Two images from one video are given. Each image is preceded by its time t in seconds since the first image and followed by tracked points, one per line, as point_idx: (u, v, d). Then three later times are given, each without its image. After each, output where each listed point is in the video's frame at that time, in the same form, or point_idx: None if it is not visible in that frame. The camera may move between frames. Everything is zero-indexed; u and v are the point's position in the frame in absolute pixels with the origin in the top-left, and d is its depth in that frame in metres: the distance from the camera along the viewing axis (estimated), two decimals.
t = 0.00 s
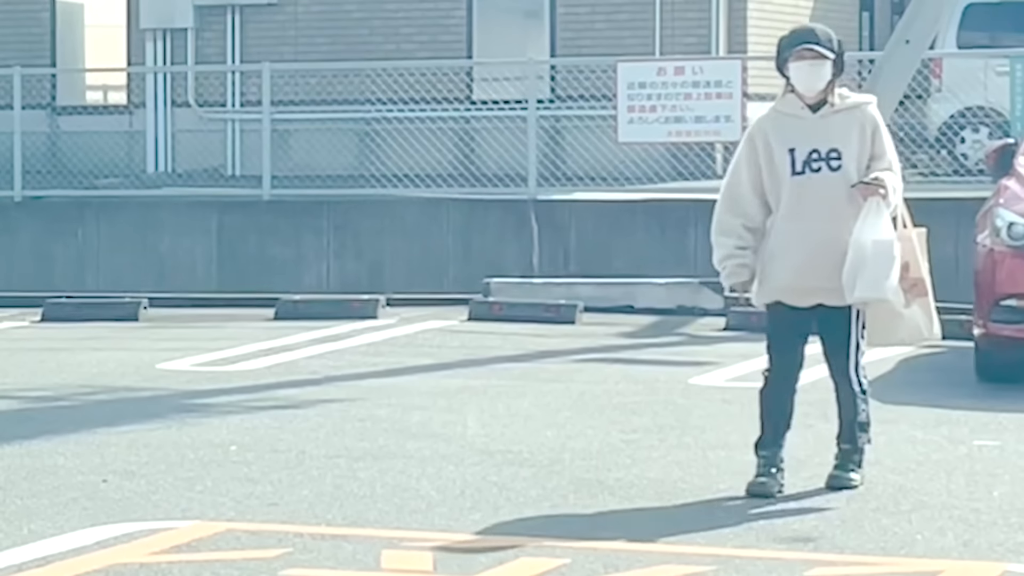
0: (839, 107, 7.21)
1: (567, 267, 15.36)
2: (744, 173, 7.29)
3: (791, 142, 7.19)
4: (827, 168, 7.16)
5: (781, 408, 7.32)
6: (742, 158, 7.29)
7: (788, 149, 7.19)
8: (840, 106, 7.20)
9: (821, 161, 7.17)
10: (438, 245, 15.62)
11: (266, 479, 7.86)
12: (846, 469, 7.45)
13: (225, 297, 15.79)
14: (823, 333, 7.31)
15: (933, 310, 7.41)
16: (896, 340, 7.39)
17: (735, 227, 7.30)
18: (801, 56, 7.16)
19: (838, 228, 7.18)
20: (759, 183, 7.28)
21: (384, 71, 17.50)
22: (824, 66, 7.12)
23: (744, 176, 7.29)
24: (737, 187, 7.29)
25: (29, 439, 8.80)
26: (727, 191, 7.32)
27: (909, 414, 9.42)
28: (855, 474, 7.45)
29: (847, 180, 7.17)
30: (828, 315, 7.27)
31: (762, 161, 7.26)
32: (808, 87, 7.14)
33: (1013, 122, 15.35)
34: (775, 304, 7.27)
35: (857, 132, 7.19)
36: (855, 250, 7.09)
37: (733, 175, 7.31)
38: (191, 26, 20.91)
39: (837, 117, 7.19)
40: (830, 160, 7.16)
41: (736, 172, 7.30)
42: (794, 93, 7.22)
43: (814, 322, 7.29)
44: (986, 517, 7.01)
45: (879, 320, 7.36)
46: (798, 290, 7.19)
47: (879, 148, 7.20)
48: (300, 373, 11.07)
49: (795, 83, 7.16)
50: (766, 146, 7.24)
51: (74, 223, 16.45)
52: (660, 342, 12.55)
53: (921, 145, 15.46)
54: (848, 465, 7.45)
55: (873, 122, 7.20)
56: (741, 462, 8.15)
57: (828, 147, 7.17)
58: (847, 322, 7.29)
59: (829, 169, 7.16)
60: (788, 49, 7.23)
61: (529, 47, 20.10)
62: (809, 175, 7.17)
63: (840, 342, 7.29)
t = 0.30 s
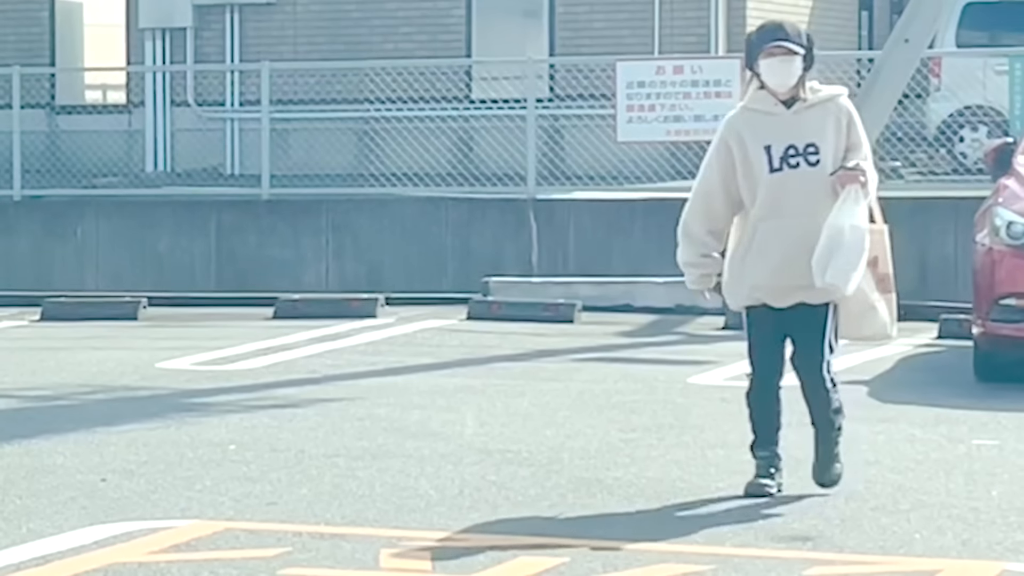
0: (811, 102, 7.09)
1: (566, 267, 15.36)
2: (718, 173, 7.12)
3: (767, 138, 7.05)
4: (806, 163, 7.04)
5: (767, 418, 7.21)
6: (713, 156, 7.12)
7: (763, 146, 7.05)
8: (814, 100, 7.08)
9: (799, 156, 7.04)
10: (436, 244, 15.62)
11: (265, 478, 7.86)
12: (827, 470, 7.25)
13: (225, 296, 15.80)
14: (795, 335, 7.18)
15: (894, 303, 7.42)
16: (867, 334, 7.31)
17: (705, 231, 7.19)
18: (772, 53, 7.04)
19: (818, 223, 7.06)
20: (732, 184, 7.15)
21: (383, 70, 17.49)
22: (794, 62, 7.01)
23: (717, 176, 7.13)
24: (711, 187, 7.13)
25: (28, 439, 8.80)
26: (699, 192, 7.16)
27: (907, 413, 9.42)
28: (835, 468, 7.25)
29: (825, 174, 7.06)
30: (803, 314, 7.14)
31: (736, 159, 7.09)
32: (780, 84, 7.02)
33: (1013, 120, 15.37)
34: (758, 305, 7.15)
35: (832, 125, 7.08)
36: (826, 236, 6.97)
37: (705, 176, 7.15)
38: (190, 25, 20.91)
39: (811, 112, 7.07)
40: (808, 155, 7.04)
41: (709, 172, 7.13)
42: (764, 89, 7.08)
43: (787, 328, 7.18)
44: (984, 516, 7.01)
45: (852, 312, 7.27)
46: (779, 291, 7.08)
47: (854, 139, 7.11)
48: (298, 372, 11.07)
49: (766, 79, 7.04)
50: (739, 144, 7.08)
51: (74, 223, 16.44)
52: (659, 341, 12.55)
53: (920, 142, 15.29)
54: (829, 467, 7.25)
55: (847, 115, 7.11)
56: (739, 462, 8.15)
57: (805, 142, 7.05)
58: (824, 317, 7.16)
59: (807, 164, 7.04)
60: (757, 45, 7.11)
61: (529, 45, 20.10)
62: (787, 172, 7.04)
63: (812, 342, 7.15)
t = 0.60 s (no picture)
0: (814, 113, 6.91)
1: (563, 267, 15.36)
2: (719, 181, 6.92)
3: (767, 146, 6.89)
4: (806, 174, 6.87)
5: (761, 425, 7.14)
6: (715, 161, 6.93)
7: (764, 154, 6.89)
8: (815, 112, 6.90)
9: (800, 166, 6.87)
10: (434, 244, 15.62)
11: (263, 478, 7.86)
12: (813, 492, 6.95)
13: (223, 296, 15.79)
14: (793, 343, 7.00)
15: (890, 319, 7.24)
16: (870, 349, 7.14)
17: (723, 235, 6.90)
18: (775, 60, 6.87)
19: (818, 236, 6.88)
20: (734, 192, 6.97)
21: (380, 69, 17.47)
22: (799, 71, 6.86)
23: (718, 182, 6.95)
24: (713, 193, 6.92)
25: (26, 439, 8.79)
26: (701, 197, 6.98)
27: (905, 413, 9.42)
28: (822, 499, 6.95)
29: (825, 186, 6.88)
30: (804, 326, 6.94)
31: (737, 166, 6.91)
32: (784, 93, 6.84)
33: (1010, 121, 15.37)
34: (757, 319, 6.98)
35: (833, 138, 6.91)
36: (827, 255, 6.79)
37: (707, 182, 6.96)
38: (189, 24, 20.89)
39: (814, 122, 6.90)
40: (809, 165, 6.87)
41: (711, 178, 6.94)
42: (767, 97, 6.92)
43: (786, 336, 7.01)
44: (982, 516, 7.01)
45: (853, 327, 7.08)
46: (777, 302, 6.91)
47: (854, 154, 6.95)
48: (296, 372, 11.07)
49: (769, 87, 6.87)
50: (740, 150, 6.90)
51: (72, 223, 16.44)
52: (656, 341, 12.54)
53: (916, 143, 15.24)
54: (815, 487, 6.96)
55: (849, 129, 6.95)
56: (737, 461, 8.15)
57: (807, 152, 6.88)
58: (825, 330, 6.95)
59: (808, 175, 6.87)
60: (760, 53, 6.93)
61: (527, 43, 20.08)
62: (788, 182, 6.87)
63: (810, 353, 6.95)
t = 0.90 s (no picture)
0: (813, 105, 6.78)
1: (560, 267, 15.36)
2: (714, 173, 6.80)
3: (765, 137, 6.75)
4: (805, 166, 6.73)
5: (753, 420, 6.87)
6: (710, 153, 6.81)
7: (762, 145, 6.75)
8: (813, 103, 6.78)
9: (798, 158, 6.73)
10: (431, 244, 15.62)
11: (260, 478, 7.86)
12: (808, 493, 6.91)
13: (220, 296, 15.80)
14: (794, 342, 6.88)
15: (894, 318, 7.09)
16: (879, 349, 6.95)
17: (714, 227, 6.79)
18: (773, 52, 6.73)
19: (819, 228, 6.77)
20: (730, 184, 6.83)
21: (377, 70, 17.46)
22: (797, 63, 6.71)
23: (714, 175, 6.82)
24: (708, 185, 6.80)
25: (23, 439, 8.79)
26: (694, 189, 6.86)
27: (903, 413, 9.42)
28: (820, 500, 6.92)
29: (824, 178, 6.75)
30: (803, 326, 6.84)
31: (734, 158, 6.79)
32: (781, 86, 6.72)
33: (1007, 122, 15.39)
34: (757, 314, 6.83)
35: (832, 131, 6.79)
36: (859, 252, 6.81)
37: (702, 174, 6.83)
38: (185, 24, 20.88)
39: (812, 114, 6.77)
40: (807, 157, 6.73)
41: (706, 171, 6.81)
42: (764, 88, 6.78)
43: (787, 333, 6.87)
44: (979, 516, 7.02)
45: (860, 327, 6.90)
46: (774, 297, 6.76)
47: (853, 148, 6.82)
48: (293, 373, 11.06)
49: (766, 79, 6.74)
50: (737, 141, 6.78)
51: (69, 223, 16.45)
52: (654, 341, 12.54)
53: (913, 144, 15.29)
54: (813, 489, 6.90)
55: (848, 122, 6.83)
56: (735, 462, 8.15)
57: (805, 144, 6.74)
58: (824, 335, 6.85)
59: (806, 167, 6.73)
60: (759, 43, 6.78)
61: (524, 44, 20.10)
62: (786, 174, 6.72)
63: (813, 354, 6.85)
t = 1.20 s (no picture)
0: (781, 113, 6.56)
1: (557, 269, 15.36)
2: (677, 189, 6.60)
3: (732, 151, 6.51)
4: (774, 179, 6.50)
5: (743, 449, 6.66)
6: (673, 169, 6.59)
7: (729, 159, 6.51)
8: (781, 111, 6.56)
9: (766, 171, 6.51)
10: (426, 247, 15.63)
11: (256, 480, 7.86)
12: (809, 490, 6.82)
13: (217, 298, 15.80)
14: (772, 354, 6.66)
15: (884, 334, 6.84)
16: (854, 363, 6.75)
17: (666, 250, 6.66)
18: (739, 60, 6.52)
19: (791, 242, 6.55)
20: (694, 200, 6.61)
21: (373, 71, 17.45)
22: (763, 70, 6.50)
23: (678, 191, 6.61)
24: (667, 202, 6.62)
25: (19, 441, 8.80)
26: (658, 205, 6.65)
27: (899, 416, 9.43)
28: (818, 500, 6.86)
29: (795, 190, 6.53)
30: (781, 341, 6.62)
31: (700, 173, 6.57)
32: (748, 95, 6.49)
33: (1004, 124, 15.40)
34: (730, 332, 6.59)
35: (801, 139, 6.56)
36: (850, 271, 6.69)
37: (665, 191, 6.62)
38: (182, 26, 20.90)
39: (781, 123, 6.54)
40: (776, 170, 6.50)
41: (669, 188, 6.62)
42: (730, 98, 6.56)
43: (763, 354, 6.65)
44: (975, 518, 7.02)
45: (830, 343, 6.68)
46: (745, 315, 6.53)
47: (823, 155, 6.62)
48: (288, 374, 11.07)
49: (732, 88, 6.52)
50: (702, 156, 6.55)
51: (65, 225, 16.44)
52: (649, 343, 12.55)
53: (909, 145, 15.27)
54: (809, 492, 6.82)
55: (817, 129, 6.60)
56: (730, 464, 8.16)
57: (773, 156, 6.51)
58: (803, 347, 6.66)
59: (774, 180, 6.50)
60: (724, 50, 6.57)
61: (520, 46, 20.09)
62: (754, 188, 6.50)
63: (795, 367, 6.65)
